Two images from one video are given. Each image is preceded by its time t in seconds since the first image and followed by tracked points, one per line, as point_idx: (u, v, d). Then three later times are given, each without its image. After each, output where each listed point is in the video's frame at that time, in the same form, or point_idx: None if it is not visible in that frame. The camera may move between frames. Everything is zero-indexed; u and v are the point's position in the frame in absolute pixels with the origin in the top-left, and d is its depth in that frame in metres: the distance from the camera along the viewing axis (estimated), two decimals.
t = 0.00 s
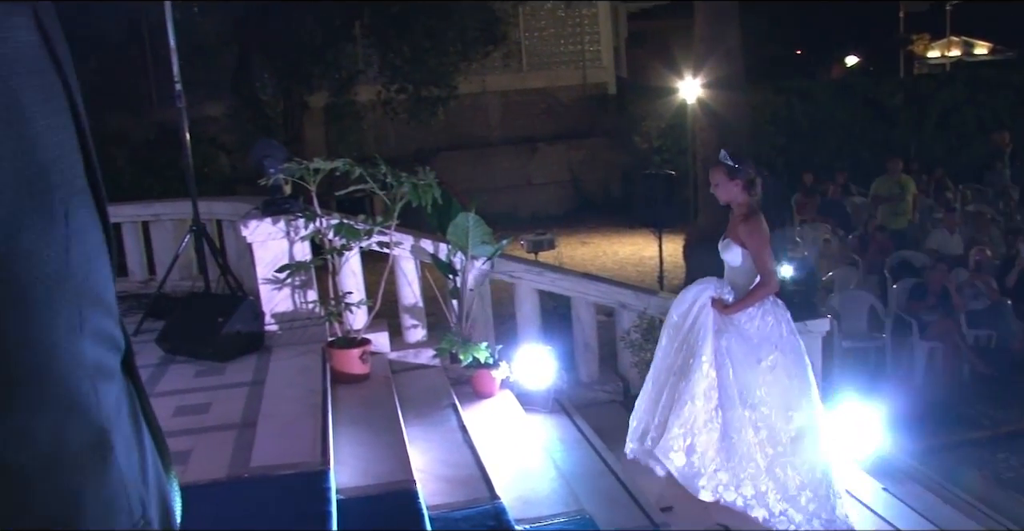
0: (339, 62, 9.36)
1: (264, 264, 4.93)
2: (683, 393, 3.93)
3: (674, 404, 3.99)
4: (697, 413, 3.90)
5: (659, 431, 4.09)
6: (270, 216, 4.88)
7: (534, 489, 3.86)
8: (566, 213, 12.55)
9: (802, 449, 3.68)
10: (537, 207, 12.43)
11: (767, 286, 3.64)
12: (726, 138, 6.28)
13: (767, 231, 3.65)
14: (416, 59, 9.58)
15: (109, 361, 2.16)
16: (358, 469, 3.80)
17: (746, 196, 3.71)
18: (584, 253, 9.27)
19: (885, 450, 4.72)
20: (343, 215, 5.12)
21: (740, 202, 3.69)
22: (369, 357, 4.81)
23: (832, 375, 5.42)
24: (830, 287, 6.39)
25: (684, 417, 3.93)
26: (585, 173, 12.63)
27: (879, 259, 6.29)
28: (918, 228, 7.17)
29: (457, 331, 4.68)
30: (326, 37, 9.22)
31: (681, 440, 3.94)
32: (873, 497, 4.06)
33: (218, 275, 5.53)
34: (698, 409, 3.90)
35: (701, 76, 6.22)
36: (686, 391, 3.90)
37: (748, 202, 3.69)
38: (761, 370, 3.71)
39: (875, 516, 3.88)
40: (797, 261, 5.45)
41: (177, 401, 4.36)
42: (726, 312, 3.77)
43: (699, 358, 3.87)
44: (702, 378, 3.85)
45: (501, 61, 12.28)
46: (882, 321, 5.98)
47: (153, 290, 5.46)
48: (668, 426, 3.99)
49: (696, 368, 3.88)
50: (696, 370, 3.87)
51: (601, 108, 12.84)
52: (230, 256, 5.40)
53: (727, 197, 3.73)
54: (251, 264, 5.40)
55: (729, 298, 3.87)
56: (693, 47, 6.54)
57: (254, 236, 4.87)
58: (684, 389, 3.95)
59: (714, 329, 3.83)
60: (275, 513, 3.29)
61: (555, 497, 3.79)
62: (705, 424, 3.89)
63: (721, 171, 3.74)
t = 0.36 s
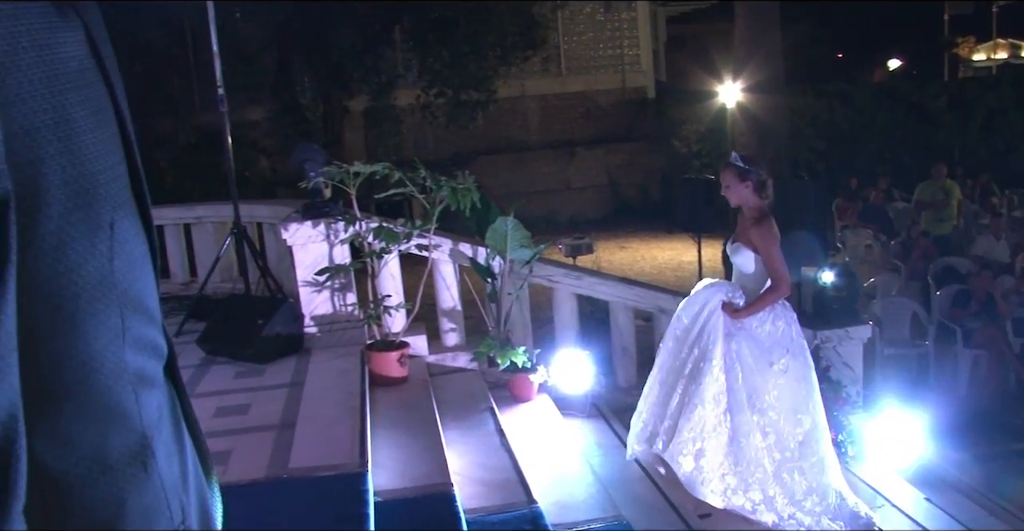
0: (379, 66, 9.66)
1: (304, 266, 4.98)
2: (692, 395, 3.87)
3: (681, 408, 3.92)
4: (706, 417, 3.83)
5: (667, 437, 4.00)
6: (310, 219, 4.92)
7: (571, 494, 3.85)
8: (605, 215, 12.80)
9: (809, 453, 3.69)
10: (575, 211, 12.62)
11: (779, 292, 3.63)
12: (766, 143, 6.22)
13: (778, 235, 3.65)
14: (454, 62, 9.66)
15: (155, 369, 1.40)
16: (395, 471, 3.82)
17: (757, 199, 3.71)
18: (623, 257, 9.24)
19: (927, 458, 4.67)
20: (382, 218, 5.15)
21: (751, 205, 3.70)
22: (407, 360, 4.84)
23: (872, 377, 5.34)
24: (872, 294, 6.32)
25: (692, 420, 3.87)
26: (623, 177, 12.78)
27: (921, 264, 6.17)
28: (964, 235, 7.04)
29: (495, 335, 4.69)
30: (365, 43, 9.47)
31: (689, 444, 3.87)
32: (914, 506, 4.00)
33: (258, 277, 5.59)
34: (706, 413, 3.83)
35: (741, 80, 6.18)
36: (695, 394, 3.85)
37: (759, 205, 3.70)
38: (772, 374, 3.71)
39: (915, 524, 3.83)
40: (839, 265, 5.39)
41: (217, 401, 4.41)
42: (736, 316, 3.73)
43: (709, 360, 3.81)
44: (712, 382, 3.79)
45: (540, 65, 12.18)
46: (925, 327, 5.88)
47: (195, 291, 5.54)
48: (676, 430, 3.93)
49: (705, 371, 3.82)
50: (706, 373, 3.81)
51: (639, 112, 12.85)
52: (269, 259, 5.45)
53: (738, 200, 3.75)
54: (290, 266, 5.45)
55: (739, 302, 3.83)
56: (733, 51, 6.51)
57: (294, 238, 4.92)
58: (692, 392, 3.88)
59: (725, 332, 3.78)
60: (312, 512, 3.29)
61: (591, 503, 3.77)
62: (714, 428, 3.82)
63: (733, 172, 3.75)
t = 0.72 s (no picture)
0: (404, 67, 9.41)
1: (330, 265, 5.00)
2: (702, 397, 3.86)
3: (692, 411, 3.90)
4: (720, 417, 3.82)
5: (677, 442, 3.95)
6: (337, 218, 4.95)
7: (594, 495, 3.83)
8: (633, 216, 12.65)
9: (818, 434, 3.82)
10: (600, 210, 12.50)
11: (773, 278, 3.76)
12: (793, 144, 6.18)
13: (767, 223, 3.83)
14: (481, 64, 9.49)
15: (183, 376, 1.32)
16: (419, 470, 3.82)
17: (745, 189, 3.88)
18: (648, 258, 9.23)
19: (954, 464, 4.64)
20: (407, 218, 5.16)
21: (741, 194, 3.86)
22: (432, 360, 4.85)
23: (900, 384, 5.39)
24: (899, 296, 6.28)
25: (706, 422, 3.85)
26: (649, 179, 12.68)
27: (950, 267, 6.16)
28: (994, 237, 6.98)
29: (520, 335, 4.67)
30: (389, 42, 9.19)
31: (707, 446, 3.85)
32: (942, 511, 3.97)
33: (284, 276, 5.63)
34: (719, 412, 3.82)
35: (768, 81, 6.16)
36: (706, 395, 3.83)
37: (748, 194, 3.87)
38: (776, 362, 3.79)
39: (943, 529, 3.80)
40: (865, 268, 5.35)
41: (244, 399, 4.43)
42: (737, 309, 3.81)
43: (716, 359, 3.81)
44: (722, 380, 3.80)
45: (566, 66, 12.36)
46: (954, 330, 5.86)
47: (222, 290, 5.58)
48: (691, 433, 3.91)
49: (712, 371, 3.82)
50: (715, 373, 3.81)
51: (665, 112, 12.88)
52: (296, 258, 5.49)
53: (727, 191, 3.89)
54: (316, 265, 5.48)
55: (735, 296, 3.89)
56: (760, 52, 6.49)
57: (320, 238, 4.94)
58: (700, 395, 3.87)
59: (724, 329, 3.83)
60: (340, 510, 3.30)
61: (615, 504, 3.74)
62: (729, 426, 3.81)
63: (723, 163, 3.89)
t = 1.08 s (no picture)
0: (422, 65, 9.46)
1: (347, 262, 5.02)
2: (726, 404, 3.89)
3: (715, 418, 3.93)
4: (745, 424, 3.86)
5: (713, 454, 3.97)
6: (353, 215, 4.96)
7: (609, 494, 3.82)
8: (646, 215, 12.88)
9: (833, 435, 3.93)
10: (617, 208, 12.75)
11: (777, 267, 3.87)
12: (810, 143, 6.15)
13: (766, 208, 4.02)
14: (498, 61, 9.41)
15: (203, 377, 1.39)
16: (434, 467, 3.82)
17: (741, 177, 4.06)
18: (663, 257, 9.21)
19: (971, 465, 4.60)
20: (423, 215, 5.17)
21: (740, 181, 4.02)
22: (448, 357, 4.86)
23: (916, 384, 5.53)
24: (917, 296, 6.23)
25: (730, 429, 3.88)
26: (664, 178, 12.82)
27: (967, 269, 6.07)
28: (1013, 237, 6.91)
29: (536, 333, 4.68)
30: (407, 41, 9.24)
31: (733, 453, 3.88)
32: (958, 512, 3.94)
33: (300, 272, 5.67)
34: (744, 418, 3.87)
35: (786, 79, 6.12)
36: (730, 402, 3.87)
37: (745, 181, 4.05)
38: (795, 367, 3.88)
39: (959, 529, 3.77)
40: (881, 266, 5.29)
41: (260, 395, 4.45)
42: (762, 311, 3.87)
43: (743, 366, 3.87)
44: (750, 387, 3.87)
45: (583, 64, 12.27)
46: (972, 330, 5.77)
47: (239, 285, 5.62)
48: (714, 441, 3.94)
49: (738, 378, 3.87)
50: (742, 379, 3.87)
51: (681, 111, 12.75)
52: (311, 254, 5.52)
53: (722, 176, 4.07)
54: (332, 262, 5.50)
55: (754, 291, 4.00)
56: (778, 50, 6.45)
57: (337, 235, 4.95)
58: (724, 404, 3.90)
59: (748, 335, 3.88)
60: (355, 506, 3.30)
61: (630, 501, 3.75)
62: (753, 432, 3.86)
63: (720, 150, 4.07)
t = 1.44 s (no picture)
0: (438, 61, 9.45)
1: (361, 259, 5.02)
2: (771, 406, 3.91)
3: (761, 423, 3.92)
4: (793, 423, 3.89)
5: (775, 466, 3.93)
6: (368, 212, 4.96)
7: (625, 493, 3.81)
8: (662, 215, 12.71)
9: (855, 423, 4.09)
10: (631, 207, 12.60)
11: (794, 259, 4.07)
12: (827, 142, 6.13)
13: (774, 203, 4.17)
14: (515, 59, 9.54)
15: (225, 372, 1.28)
16: (448, 464, 3.83)
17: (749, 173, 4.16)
18: (677, 256, 9.19)
19: (988, 466, 4.56)
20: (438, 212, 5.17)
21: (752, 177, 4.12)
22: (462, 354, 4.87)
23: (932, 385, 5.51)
24: (933, 297, 6.20)
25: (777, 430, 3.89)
26: (680, 177, 12.56)
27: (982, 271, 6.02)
28: None
29: (550, 331, 4.70)
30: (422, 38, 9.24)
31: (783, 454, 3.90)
32: (974, 515, 3.91)
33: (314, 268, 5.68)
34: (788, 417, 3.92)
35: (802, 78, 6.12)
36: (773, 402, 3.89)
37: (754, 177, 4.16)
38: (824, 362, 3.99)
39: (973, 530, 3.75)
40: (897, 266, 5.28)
41: (274, 390, 4.46)
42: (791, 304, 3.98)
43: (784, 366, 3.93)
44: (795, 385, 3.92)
45: (599, 62, 12.22)
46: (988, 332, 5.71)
47: (253, 281, 5.64)
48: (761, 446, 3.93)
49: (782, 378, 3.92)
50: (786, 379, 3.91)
51: (697, 110, 12.74)
52: (326, 250, 5.53)
53: (733, 171, 4.14)
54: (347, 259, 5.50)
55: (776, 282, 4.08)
56: (795, 49, 6.46)
57: (352, 231, 4.96)
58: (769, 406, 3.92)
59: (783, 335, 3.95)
60: (370, 502, 3.30)
61: (645, 501, 3.72)
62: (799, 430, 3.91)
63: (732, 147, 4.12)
